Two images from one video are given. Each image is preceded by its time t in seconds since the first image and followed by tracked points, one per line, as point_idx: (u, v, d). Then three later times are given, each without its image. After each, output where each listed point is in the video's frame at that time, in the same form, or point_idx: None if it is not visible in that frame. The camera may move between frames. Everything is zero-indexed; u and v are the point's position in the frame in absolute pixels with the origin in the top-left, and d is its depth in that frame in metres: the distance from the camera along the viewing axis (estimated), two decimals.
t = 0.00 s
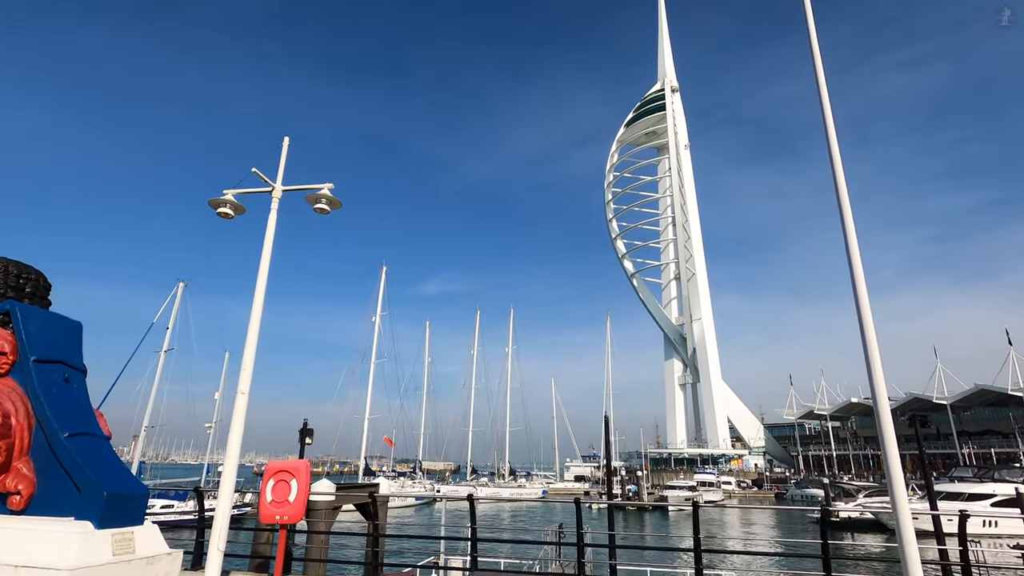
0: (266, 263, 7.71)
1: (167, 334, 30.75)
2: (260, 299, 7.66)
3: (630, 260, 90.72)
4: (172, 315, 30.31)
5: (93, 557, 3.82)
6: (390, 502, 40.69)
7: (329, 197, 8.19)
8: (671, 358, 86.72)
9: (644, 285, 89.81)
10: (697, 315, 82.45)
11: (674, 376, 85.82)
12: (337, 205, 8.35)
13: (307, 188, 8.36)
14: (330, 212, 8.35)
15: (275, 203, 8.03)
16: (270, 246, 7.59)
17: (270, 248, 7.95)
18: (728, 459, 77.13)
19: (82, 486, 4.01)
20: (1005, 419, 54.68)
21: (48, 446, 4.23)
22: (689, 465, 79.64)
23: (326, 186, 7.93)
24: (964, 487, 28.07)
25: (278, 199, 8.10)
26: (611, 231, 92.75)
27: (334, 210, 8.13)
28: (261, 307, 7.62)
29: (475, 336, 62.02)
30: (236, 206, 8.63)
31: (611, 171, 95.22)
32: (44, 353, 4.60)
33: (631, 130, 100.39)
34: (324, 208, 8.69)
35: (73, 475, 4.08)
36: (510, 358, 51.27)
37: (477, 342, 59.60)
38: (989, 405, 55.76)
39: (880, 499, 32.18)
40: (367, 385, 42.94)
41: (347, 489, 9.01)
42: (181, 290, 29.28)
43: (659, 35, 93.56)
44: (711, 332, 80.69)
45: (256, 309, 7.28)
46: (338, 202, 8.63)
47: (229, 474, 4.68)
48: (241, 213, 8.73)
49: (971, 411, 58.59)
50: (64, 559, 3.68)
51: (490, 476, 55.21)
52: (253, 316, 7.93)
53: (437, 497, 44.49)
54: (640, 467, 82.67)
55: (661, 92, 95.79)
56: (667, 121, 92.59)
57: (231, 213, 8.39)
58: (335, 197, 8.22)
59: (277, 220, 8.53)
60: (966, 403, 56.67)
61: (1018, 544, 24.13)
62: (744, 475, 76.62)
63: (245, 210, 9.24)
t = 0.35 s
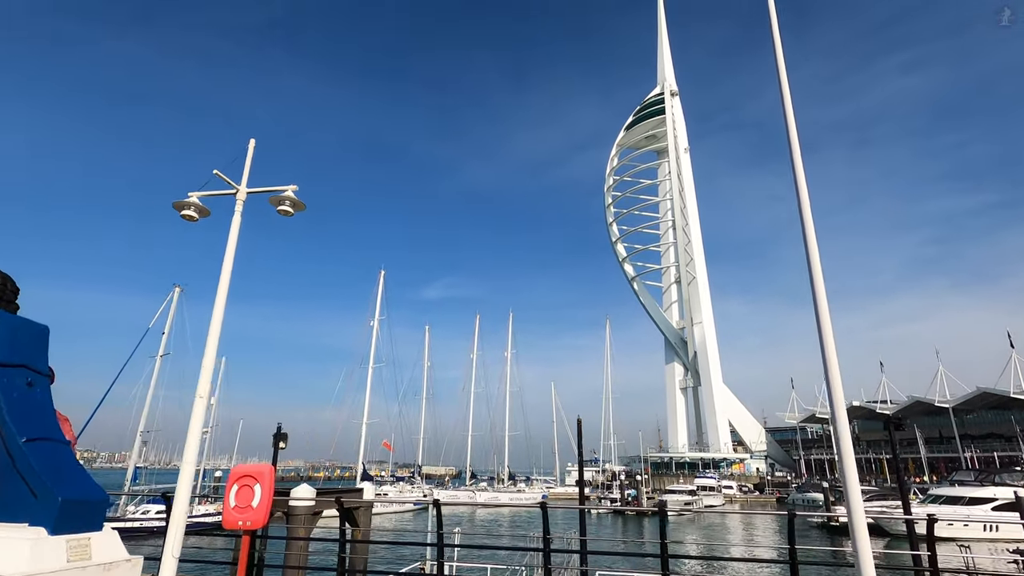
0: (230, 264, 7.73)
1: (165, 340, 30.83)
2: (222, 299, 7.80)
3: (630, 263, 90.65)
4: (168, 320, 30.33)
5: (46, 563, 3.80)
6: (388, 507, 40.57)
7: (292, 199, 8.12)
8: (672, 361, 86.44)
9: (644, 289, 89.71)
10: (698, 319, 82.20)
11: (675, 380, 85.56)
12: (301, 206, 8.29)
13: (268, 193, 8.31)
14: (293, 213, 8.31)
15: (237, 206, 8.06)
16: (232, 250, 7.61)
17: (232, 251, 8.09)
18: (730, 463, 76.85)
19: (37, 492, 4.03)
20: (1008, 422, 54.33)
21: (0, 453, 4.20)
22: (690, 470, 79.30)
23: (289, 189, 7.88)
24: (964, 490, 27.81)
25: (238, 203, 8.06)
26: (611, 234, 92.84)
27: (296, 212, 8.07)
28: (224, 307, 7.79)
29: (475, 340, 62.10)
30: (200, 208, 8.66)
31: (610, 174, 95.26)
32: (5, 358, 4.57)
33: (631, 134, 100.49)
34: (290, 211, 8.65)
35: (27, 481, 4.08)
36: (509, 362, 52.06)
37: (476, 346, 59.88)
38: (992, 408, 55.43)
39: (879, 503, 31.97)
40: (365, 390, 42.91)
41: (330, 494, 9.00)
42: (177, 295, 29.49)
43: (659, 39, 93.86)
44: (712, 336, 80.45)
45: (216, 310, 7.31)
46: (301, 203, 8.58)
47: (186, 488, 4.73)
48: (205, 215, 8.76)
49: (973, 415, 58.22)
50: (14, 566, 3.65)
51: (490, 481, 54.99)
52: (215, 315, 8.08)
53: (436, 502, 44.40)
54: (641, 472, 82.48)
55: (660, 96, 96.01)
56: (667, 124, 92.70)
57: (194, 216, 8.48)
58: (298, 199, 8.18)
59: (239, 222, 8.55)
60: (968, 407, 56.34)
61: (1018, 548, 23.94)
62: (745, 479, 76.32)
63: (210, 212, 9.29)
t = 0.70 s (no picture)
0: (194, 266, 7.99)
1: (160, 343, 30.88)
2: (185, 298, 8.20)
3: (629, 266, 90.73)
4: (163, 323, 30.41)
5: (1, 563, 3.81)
6: (385, 512, 40.51)
7: (255, 200, 8.40)
8: (671, 365, 86.34)
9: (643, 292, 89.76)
10: (696, 322, 82.10)
11: (674, 383, 85.47)
12: (264, 208, 8.72)
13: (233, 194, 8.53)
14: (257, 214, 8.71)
15: (201, 207, 8.51)
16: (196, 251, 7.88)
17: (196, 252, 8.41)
18: (728, 466, 76.70)
19: None
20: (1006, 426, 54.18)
21: None
22: (689, 473, 79.13)
23: (252, 191, 8.22)
24: (961, 495, 27.67)
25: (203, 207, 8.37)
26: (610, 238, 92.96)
27: (259, 212, 8.44)
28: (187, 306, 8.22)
29: (472, 344, 62.23)
30: (164, 209, 8.87)
31: (610, 178, 95.42)
32: None
33: (630, 137, 100.71)
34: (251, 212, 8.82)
35: None
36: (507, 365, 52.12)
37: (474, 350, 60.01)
38: (990, 412, 55.29)
39: (876, 507, 31.85)
40: (361, 393, 42.93)
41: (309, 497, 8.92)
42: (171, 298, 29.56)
43: (658, 43, 94.17)
44: (710, 339, 80.37)
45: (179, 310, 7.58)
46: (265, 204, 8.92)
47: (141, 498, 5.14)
48: (170, 216, 8.98)
49: (972, 418, 58.13)
50: None
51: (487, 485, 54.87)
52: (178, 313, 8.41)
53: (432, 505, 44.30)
54: (640, 475, 82.37)
55: (658, 99, 96.27)
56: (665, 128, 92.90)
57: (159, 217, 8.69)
58: (262, 202, 8.52)
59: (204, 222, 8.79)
60: (967, 410, 56.19)
61: (1012, 552, 23.85)
62: (744, 483, 76.15)
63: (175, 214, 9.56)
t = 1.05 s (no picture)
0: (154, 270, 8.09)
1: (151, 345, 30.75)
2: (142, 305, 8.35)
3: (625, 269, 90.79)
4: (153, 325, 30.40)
5: None
6: (377, 515, 40.34)
7: (217, 202, 8.47)
8: (667, 368, 86.34)
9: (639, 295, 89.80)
10: (693, 325, 82.11)
11: (670, 386, 85.47)
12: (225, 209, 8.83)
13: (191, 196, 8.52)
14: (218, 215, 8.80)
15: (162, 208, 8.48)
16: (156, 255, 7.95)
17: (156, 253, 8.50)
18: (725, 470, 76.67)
19: None
20: (1001, 429, 54.16)
21: None
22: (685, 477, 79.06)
23: (214, 195, 8.29)
24: (952, 498, 27.60)
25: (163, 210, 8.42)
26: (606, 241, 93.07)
27: (221, 215, 8.52)
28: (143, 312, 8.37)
29: (467, 347, 62.19)
30: (127, 212, 8.83)
31: (606, 181, 95.56)
32: None
33: (626, 140, 100.88)
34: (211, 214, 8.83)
35: None
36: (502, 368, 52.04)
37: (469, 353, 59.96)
38: (986, 415, 55.31)
39: (869, 510, 31.76)
40: (354, 396, 42.72)
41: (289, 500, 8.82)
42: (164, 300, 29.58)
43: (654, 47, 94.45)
44: (706, 342, 80.38)
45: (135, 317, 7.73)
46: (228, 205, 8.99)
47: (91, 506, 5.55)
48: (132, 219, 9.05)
49: (968, 421, 58.11)
50: None
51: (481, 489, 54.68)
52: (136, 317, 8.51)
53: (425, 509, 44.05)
54: (636, 478, 82.23)
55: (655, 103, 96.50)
56: (662, 131, 93.12)
57: (120, 219, 8.66)
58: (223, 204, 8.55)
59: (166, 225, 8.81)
60: (962, 413, 56.20)
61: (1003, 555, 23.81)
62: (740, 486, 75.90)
63: (137, 216, 9.60)
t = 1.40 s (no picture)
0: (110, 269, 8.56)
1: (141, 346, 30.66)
2: (95, 305, 8.78)
3: (621, 270, 90.88)
4: (142, 325, 30.35)
5: None
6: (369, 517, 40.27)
7: (174, 202, 8.90)
8: (662, 369, 86.35)
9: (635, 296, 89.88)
10: (688, 327, 82.14)
11: (665, 388, 85.57)
12: (182, 208, 9.14)
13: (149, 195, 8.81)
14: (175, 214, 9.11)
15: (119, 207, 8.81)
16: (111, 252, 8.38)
17: (114, 250, 8.71)
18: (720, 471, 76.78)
19: None
20: (995, 430, 54.26)
21: None
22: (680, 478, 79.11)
23: (170, 193, 8.74)
24: (942, 499, 27.63)
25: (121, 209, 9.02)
26: (602, 242, 93.17)
27: (178, 213, 8.94)
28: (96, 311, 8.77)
29: (461, 348, 62.27)
30: (83, 210, 8.92)
31: (602, 183, 95.70)
32: None
33: (621, 142, 101.01)
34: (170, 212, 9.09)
35: None
36: (497, 368, 53.01)
37: (463, 354, 60.13)
38: (979, 416, 55.47)
39: (860, 511, 31.81)
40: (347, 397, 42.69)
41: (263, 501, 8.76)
42: (152, 300, 29.72)
43: (650, 49, 94.82)
44: (702, 343, 80.44)
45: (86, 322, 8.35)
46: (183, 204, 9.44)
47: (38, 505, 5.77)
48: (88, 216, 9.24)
49: (961, 422, 58.30)
50: None
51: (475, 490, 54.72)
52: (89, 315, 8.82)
53: (419, 511, 43.95)
54: (631, 480, 82.25)
55: (650, 105, 96.80)
56: (657, 133, 93.41)
57: (76, 217, 8.74)
58: (180, 203, 8.88)
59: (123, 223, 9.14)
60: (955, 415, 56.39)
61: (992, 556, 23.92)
62: (735, 488, 75.85)
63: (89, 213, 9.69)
